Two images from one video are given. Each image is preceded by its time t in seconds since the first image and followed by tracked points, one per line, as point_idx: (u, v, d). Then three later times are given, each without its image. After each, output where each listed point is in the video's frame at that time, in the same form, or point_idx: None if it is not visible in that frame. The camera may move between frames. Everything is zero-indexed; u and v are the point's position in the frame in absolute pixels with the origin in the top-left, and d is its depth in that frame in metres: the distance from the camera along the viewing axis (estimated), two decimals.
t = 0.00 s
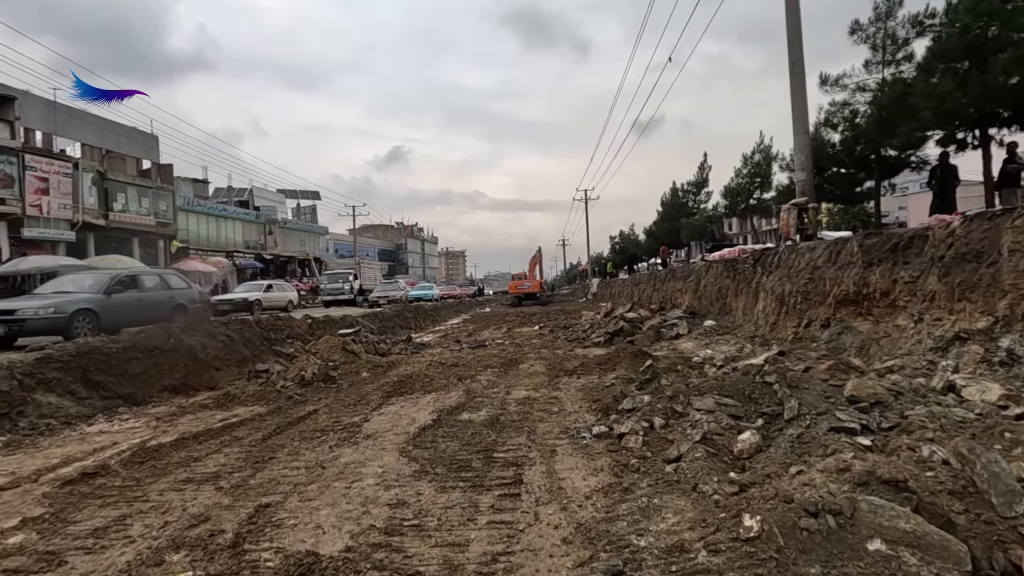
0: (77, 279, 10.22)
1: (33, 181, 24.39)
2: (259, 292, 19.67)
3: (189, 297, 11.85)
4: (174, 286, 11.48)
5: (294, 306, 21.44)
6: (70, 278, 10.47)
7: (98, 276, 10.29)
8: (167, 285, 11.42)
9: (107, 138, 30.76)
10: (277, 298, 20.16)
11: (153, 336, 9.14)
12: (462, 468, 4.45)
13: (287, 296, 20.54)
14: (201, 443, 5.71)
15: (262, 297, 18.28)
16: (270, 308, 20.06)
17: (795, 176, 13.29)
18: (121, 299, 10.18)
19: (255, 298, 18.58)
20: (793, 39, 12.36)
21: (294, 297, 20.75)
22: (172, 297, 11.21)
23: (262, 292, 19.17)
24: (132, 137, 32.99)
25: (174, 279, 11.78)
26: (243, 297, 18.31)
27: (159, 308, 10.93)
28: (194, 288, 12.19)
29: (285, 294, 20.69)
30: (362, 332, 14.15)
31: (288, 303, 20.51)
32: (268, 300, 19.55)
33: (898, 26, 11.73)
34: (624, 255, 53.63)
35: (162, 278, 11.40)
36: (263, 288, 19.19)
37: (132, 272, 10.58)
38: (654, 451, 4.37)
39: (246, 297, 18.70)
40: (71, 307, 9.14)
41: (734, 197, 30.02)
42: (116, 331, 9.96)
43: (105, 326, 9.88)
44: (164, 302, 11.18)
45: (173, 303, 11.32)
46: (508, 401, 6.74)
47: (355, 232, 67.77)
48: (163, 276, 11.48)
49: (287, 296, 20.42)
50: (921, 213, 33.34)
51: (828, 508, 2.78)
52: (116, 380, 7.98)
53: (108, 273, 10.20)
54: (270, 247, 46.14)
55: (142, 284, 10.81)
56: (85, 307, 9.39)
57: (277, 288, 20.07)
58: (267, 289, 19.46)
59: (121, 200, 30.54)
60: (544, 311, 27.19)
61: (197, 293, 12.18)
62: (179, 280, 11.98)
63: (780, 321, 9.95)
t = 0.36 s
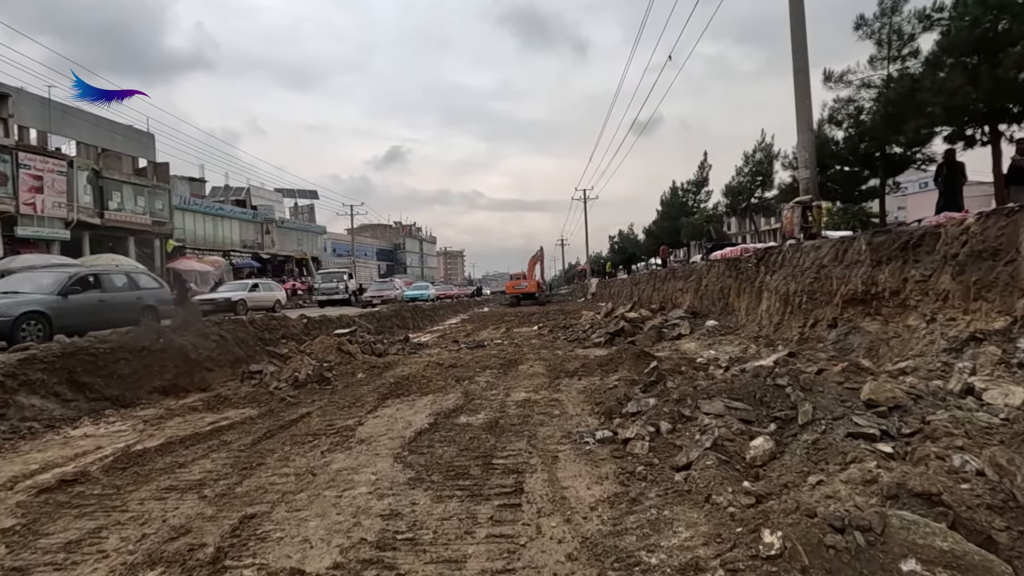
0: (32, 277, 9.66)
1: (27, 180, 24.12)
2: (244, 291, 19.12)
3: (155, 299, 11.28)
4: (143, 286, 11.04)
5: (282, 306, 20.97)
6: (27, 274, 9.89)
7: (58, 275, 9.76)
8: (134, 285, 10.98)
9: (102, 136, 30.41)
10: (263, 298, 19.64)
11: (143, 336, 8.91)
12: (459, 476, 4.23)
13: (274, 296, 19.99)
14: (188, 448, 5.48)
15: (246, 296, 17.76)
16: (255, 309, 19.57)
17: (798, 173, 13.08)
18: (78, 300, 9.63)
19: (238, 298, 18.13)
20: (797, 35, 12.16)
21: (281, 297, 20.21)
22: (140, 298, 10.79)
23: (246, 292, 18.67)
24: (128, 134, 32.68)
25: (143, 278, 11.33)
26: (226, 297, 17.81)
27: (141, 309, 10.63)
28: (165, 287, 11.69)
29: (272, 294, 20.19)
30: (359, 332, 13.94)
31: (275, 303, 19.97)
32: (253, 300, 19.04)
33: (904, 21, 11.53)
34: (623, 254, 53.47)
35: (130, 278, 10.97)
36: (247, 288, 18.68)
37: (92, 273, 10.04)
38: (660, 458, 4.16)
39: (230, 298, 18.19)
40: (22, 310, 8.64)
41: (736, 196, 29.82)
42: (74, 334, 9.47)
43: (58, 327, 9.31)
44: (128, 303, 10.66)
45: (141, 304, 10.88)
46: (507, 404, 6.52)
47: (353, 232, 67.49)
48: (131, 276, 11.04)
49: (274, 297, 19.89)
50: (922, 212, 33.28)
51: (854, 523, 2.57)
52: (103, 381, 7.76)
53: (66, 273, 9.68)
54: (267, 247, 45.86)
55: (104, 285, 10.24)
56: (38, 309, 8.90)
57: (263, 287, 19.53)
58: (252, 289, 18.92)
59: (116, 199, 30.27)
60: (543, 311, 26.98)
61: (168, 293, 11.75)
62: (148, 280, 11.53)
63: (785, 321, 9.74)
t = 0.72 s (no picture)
0: None
1: (19, 179, 23.78)
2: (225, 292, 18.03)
3: (113, 301, 10.21)
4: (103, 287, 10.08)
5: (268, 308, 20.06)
6: None
7: None
8: (92, 285, 9.97)
9: (96, 135, 30.06)
10: (245, 299, 18.71)
11: (128, 338, 8.63)
12: (451, 490, 3.97)
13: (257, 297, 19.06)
14: (167, 458, 5.21)
15: (227, 296, 16.86)
16: (237, 310, 18.67)
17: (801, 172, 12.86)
18: (19, 300, 8.62)
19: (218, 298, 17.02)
20: (800, 31, 11.92)
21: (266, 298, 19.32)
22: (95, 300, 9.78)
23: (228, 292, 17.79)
24: (123, 133, 32.35)
25: (105, 278, 10.38)
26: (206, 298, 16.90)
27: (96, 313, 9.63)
28: (128, 289, 10.70)
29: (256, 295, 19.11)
30: (353, 333, 13.68)
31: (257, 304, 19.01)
32: (235, 301, 18.11)
33: (909, 16, 11.30)
34: (623, 254, 53.24)
35: (87, 277, 9.96)
36: (228, 287, 17.79)
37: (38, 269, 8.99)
38: (664, 471, 3.91)
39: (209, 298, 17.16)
40: None
41: (736, 195, 29.59)
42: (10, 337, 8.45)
43: None
44: (82, 304, 9.63)
45: (99, 307, 9.91)
46: (503, 410, 6.27)
47: (350, 232, 67.16)
48: (90, 275, 10.09)
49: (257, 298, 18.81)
50: (923, 213, 33.10)
51: (883, 551, 2.33)
52: (86, 386, 7.50)
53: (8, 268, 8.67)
54: (264, 247, 45.56)
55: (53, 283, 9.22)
56: None
57: (246, 287, 18.59)
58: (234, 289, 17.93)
59: (111, 199, 29.96)
60: (542, 311, 26.73)
61: (132, 295, 10.72)
62: (110, 279, 10.57)
63: (789, 323, 9.50)
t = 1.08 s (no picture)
0: None
1: (11, 179, 23.50)
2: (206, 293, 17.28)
3: (70, 304, 9.61)
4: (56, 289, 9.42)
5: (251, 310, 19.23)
6: None
7: None
8: (46, 288, 9.36)
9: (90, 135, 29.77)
10: (227, 300, 17.87)
11: (116, 341, 8.40)
12: (445, 503, 3.77)
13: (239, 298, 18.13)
14: (150, 468, 4.99)
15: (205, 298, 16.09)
16: (219, 312, 17.85)
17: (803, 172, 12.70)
18: None
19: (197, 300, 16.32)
20: (801, 28, 11.76)
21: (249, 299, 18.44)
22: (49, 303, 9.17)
23: (208, 294, 16.86)
24: (118, 133, 32.08)
25: (61, 279, 9.73)
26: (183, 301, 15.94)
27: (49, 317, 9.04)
28: (88, 290, 10.07)
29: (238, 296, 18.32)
30: (348, 336, 13.45)
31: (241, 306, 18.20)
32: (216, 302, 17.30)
33: (911, 14, 11.14)
34: (621, 255, 53.08)
35: (41, 279, 9.33)
36: (207, 289, 16.86)
37: None
38: (670, 483, 3.71)
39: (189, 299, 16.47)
40: None
41: (736, 195, 29.44)
42: None
43: None
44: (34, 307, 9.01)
45: (52, 310, 9.25)
46: (501, 415, 6.07)
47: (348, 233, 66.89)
48: (43, 277, 9.44)
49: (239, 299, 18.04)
50: (922, 213, 33.03)
51: None
52: (70, 391, 7.28)
53: None
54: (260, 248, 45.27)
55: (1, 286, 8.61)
56: None
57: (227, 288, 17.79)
58: (215, 290, 17.06)
59: (105, 200, 29.70)
60: (540, 313, 26.51)
61: (92, 297, 10.11)
62: (67, 280, 9.91)
63: (792, 325, 9.32)
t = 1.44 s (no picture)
0: None
1: (3, 178, 23.20)
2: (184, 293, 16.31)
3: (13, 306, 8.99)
4: None
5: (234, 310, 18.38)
6: None
7: None
8: None
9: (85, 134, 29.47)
10: (207, 301, 16.93)
11: (103, 343, 8.15)
12: (443, 516, 3.54)
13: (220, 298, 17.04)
14: (133, 476, 4.75)
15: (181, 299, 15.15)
16: (199, 313, 16.92)
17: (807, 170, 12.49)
18: None
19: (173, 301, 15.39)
20: (805, 24, 11.59)
21: (230, 299, 17.36)
22: None
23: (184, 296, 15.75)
24: (112, 133, 31.77)
25: (6, 280, 9.14)
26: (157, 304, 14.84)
27: None
28: (35, 292, 9.47)
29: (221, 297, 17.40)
30: (344, 337, 13.21)
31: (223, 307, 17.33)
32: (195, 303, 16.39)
33: (917, 9, 10.97)
34: (619, 256, 52.98)
35: None
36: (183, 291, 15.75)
37: None
38: (683, 494, 3.49)
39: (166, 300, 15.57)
40: None
41: (736, 195, 29.29)
42: None
43: None
44: None
45: None
46: (501, 420, 5.84)
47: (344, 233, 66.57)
48: None
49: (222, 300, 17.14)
50: (921, 214, 33.03)
51: None
52: (55, 395, 7.04)
53: None
54: (256, 249, 44.97)
55: None
56: None
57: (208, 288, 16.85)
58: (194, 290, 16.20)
59: (99, 200, 29.39)
60: (538, 313, 26.31)
61: (39, 299, 9.51)
62: (14, 282, 9.33)
63: (797, 325, 9.13)
